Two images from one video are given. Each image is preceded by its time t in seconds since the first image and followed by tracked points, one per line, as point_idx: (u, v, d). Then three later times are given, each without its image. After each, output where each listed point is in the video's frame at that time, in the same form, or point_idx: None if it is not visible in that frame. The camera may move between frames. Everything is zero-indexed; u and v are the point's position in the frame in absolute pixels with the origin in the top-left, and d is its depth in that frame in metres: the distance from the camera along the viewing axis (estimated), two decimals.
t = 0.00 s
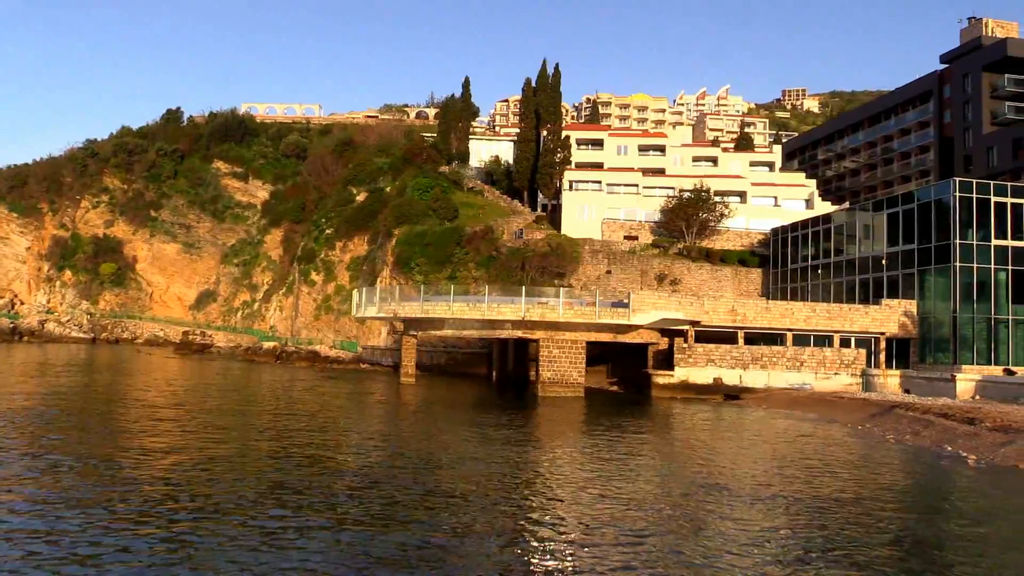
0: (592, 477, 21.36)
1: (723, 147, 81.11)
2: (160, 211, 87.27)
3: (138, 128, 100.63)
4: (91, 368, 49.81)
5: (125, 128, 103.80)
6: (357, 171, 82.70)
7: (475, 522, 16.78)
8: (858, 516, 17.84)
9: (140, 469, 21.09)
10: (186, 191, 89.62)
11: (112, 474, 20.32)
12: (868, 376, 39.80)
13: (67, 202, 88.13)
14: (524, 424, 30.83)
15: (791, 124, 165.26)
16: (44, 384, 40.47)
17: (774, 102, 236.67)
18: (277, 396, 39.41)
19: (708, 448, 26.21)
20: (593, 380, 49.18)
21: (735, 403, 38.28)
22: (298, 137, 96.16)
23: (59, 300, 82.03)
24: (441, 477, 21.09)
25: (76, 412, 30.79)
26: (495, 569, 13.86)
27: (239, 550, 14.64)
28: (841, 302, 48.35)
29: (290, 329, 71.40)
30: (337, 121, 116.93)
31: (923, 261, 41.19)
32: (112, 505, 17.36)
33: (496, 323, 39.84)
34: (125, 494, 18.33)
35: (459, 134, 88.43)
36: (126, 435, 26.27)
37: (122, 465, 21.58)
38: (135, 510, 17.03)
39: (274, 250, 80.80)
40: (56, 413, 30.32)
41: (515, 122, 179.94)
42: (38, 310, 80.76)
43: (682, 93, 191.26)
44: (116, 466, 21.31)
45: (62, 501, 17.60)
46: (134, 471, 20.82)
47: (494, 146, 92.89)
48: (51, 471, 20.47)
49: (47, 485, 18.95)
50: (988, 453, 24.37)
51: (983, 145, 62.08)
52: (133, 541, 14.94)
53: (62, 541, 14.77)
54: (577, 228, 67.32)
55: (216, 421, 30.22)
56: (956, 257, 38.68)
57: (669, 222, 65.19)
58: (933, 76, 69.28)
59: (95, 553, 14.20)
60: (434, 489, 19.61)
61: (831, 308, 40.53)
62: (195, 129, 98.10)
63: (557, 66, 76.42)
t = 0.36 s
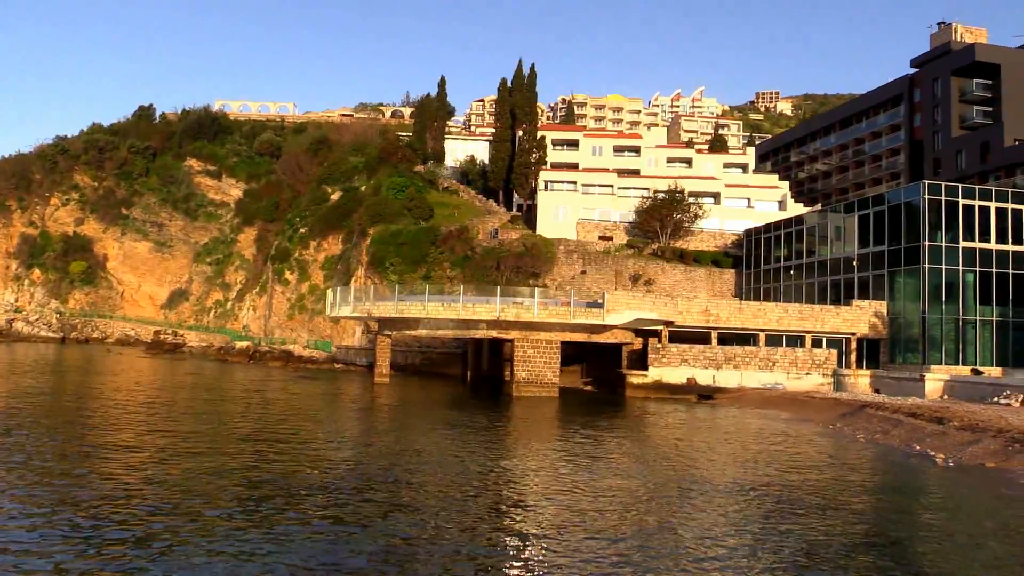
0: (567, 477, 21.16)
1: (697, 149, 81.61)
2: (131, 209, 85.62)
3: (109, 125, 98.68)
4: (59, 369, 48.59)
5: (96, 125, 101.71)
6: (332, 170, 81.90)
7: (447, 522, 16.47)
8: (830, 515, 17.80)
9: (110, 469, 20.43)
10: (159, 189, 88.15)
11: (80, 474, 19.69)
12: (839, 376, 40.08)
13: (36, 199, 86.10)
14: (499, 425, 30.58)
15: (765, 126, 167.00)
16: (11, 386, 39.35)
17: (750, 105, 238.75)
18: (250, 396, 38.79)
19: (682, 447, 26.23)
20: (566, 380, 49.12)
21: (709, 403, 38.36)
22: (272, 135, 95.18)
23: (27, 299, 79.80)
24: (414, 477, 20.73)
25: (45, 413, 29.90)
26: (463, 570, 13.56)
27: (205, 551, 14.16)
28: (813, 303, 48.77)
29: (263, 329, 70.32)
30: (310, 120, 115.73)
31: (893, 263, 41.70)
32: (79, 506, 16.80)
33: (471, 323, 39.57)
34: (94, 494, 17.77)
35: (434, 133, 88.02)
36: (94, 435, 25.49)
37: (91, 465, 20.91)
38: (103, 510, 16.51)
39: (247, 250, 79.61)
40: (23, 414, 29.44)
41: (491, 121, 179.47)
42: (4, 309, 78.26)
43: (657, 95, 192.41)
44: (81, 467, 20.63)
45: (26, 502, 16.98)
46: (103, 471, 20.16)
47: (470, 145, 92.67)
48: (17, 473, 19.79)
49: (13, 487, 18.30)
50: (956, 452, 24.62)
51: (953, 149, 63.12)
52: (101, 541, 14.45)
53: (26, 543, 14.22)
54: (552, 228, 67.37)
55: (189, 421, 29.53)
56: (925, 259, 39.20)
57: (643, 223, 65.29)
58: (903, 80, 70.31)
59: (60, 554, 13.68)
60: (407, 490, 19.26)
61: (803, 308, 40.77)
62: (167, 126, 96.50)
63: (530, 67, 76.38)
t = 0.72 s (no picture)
0: (542, 476, 21.00)
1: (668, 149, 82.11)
2: (97, 208, 83.70)
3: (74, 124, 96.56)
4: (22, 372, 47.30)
5: (60, 123, 99.41)
6: (303, 170, 80.70)
7: (419, 523, 16.15)
8: (802, 511, 17.79)
9: (78, 472, 19.81)
10: (125, 189, 86.42)
11: (46, 478, 19.05)
12: (807, 373, 40.28)
13: None
14: (472, 425, 30.33)
15: (734, 126, 168.78)
16: None
17: (720, 104, 240.99)
18: (221, 398, 38.14)
19: (655, 445, 26.25)
20: (539, 379, 49.06)
21: (682, 401, 38.44)
22: (241, 133, 93.85)
23: None
24: (387, 478, 20.36)
25: (11, 417, 29.00)
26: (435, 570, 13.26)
27: (171, 555, 13.71)
28: (782, 301, 49.27)
29: (231, 330, 68.98)
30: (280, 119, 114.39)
31: (860, 261, 42.21)
32: (45, 510, 16.23)
33: (443, 323, 39.29)
34: (61, 498, 17.19)
35: (406, 133, 87.37)
36: (62, 438, 24.76)
37: (58, 468, 20.25)
38: (69, 514, 15.96)
39: (216, 249, 78.28)
40: None
41: (463, 121, 178.99)
42: None
43: (628, 95, 193.61)
44: (45, 470, 19.99)
45: None
46: (70, 475, 19.54)
47: (441, 144, 92.18)
48: None
49: None
50: (922, 448, 24.92)
51: (917, 149, 64.30)
52: (67, 546, 13.94)
53: None
54: (523, 228, 67.24)
55: (160, 423, 28.83)
56: (891, 258, 39.76)
57: (614, 222, 65.42)
58: (870, 81, 71.43)
59: (23, 560, 13.15)
60: (379, 491, 18.89)
61: (772, 307, 41.11)
62: (134, 124, 94.69)
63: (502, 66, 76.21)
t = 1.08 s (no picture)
0: (516, 473, 20.90)
1: (640, 148, 82.46)
2: (64, 204, 81.67)
3: (41, 118, 94.36)
4: None
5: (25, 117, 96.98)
6: (275, 166, 79.88)
7: (391, 521, 15.89)
8: (775, 506, 17.88)
9: (43, 472, 19.22)
10: (93, 185, 84.66)
11: (11, 478, 18.45)
12: (778, 371, 40.60)
13: None
14: (445, 423, 30.11)
15: (706, 126, 170.30)
16: None
17: (693, 104, 242.63)
18: (191, 396, 37.48)
19: (630, 443, 26.27)
20: (512, 378, 48.96)
21: (655, 399, 38.48)
22: (212, 129, 92.42)
23: None
24: (359, 477, 20.08)
25: None
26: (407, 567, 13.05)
27: (142, 553, 13.37)
28: (753, 300, 49.68)
29: (202, 328, 67.98)
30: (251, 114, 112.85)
31: (830, 260, 42.71)
32: (11, 510, 15.74)
33: (416, 321, 38.92)
34: (26, 498, 16.69)
35: (379, 130, 86.63)
36: (27, 438, 24.01)
37: (22, 468, 19.61)
38: (35, 513, 15.49)
39: (186, 246, 77.06)
40: None
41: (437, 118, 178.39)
42: None
43: (601, 95, 194.45)
44: (9, 469, 19.41)
45: None
46: (35, 475, 18.95)
47: (415, 142, 91.57)
48: None
49: None
50: (889, 444, 25.20)
51: (886, 150, 65.33)
52: (33, 546, 13.52)
53: None
54: (497, 226, 67.05)
55: (128, 422, 28.15)
56: (860, 257, 40.24)
57: (587, 221, 65.45)
58: (840, 83, 72.38)
59: None
60: (351, 489, 18.61)
61: (743, 305, 41.32)
62: (102, 119, 92.77)
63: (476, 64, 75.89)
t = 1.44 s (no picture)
0: (491, 469, 20.86)
1: (615, 145, 82.67)
2: (33, 199, 79.68)
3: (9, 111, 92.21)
4: None
5: None
6: (249, 161, 78.98)
7: (364, 518, 15.69)
8: (751, 500, 17.94)
9: (11, 470, 18.74)
10: (63, 179, 82.88)
11: None
12: (751, 367, 40.97)
13: None
14: (421, 419, 29.95)
15: (681, 123, 171.18)
16: None
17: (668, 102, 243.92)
18: (164, 393, 36.88)
19: (606, 438, 26.30)
20: (487, 374, 48.88)
21: (630, 395, 38.56)
22: (185, 124, 90.97)
23: None
24: (334, 473, 19.83)
25: None
26: (378, 564, 12.83)
27: (115, 549, 13.14)
28: (727, 296, 50.04)
29: (175, 325, 66.95)
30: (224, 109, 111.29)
31: (802, 257, 43.17)
32: None
33: (391, 317, 38.57)
34: None
35: (354, 126, 85.82)
36: None
37: None
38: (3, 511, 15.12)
39: (159, 242, 75.81)
40: None
41: (412, 114, 177.49)
42: None
43: (577, 91, 194.78)
44: None
45: None
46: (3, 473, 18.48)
47: (390, 137, 90.89)
48: None
49: None
50: (859, 439, 25.45)
51: (858, 148, 66.20)
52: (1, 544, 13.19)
53: None
54: (472, 222, 66.90)
55: (99, 420, 27.58)
56: (832, 253, 40.72)
57: (563, 217, 65.49)
58: (813, 81, 73.14)
59: None
60: (324, 486, 18.36)
61: (717, 301, 41.59)
62: (73, 113, 90.88)
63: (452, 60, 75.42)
